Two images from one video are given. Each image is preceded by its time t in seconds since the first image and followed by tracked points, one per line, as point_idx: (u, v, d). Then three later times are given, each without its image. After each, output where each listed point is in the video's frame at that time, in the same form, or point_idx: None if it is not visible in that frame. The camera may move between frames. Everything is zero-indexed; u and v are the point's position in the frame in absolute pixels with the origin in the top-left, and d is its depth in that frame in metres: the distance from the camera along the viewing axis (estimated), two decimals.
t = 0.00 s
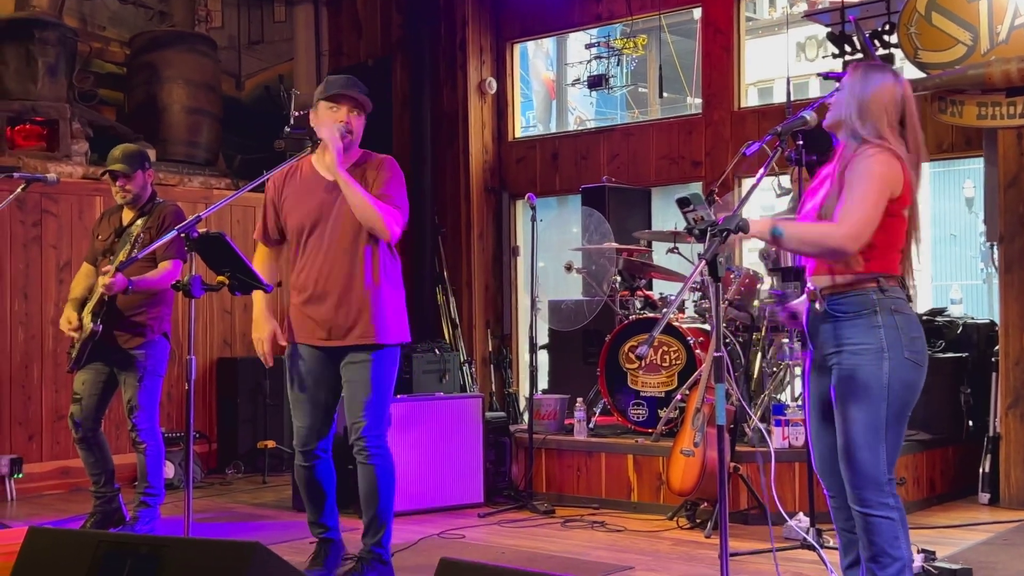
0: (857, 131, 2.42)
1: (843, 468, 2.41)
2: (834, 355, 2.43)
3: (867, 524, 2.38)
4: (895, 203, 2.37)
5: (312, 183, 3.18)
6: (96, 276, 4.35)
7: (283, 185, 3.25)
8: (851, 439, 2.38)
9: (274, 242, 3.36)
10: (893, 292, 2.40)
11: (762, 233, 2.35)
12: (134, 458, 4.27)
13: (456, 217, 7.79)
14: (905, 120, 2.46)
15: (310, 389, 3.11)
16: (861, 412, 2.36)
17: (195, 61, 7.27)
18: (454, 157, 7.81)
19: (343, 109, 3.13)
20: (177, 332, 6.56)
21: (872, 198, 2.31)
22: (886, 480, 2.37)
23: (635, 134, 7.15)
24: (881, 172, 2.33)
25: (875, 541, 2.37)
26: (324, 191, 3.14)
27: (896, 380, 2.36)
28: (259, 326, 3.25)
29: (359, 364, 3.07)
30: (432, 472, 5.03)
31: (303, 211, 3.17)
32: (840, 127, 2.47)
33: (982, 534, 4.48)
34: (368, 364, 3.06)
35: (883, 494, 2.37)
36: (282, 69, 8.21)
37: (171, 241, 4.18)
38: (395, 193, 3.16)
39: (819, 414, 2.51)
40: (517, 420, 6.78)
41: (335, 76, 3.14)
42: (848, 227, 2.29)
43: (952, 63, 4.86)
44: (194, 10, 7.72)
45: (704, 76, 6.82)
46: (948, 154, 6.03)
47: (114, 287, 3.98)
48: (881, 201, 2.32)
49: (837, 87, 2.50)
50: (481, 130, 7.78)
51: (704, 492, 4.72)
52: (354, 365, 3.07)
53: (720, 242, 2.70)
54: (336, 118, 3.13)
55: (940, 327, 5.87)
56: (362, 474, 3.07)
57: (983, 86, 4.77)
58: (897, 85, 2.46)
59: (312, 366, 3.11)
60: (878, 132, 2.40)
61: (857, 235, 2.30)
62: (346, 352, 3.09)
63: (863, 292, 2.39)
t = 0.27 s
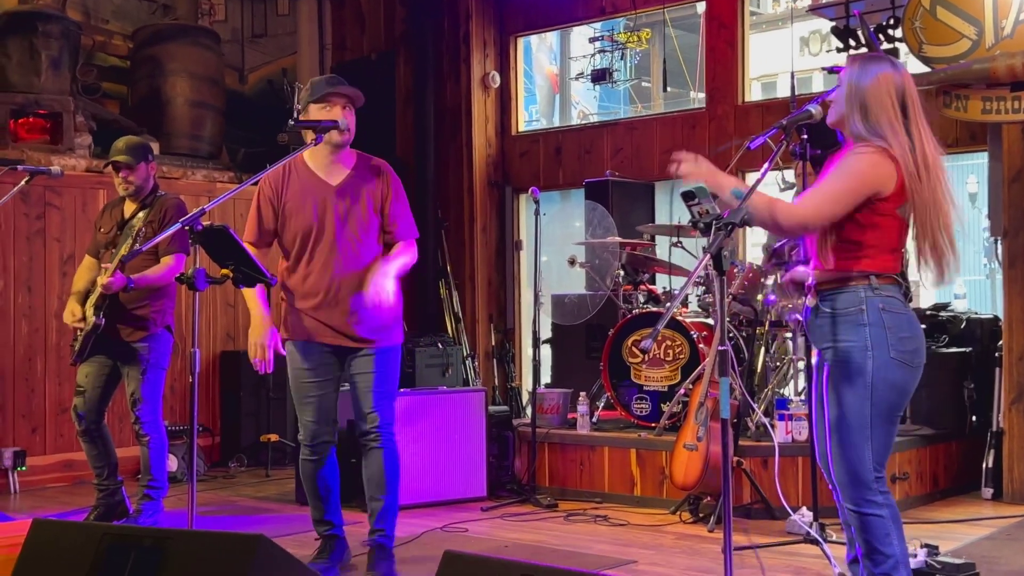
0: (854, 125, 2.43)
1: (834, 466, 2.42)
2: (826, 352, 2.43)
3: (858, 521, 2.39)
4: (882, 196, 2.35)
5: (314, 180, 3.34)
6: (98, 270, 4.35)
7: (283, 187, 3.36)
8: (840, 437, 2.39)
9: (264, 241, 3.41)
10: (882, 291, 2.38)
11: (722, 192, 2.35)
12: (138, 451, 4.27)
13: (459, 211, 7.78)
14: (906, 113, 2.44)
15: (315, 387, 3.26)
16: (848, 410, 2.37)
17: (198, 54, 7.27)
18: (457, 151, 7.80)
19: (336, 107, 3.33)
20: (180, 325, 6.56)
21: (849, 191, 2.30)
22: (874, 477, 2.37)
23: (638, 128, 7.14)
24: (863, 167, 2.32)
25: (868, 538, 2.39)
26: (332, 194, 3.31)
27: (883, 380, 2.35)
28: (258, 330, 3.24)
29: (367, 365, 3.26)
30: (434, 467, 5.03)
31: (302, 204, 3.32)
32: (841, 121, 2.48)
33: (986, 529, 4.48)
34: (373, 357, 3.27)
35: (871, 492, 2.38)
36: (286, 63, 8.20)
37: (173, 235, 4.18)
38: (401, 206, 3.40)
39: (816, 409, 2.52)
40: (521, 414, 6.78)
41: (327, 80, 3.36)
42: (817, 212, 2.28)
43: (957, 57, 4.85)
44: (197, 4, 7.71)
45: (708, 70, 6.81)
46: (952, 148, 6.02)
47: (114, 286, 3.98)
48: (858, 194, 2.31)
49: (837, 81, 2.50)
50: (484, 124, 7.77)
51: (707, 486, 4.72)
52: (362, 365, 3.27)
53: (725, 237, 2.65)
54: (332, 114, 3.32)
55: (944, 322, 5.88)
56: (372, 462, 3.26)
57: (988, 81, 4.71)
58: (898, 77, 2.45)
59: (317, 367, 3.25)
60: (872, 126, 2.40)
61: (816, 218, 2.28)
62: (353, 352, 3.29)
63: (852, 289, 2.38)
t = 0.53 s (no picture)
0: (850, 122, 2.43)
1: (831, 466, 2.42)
2: (823, 351, 2.43)
3: (856, 519, 2.39)
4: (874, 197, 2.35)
5: (322, 177, 3.38)
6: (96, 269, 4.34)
7: (290, 184, 3.37)
8: (836, 436, 2.40)
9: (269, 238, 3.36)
10: (875, 289, 2.38)
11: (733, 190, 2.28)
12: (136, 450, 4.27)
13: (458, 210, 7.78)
14: (899, 111, 2.43)
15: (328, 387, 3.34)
16: (843, 410, 2.38)
17: (197, 53, 7.27)
18: (456, 151, 7.80)
19: (334, 101, 3.38)
20: (179, 325, 6.56)
21: (842, 194, 2.31)
22: (871, 476, 2.37)
23: (637, 128, 7.15)
24: (852, 168, 2.33)
25: (866, 537, 2.39)
26: (340, 192, 3.36)
27: (878, 379, 2.35)
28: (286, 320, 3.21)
29: (376, 361, 3.35)
30: (433, 466, 5.03)
31: (312, 200, 3.35)
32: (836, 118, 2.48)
33: (984, 528, 4.48)
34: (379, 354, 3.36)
35: (869, 491, 2.37)
36: (284, 62, 8.19)
37: (171, 234, 4.17)
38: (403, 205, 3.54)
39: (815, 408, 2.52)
40: (519, 414, 6.78)
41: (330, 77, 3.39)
42: (813, 216, 2.28)
43: (955, 58, 4.86)
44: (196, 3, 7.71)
45: (707, 71, 6.81)
46: (951, 148, 6.03)
47: (111, 286, 3.99)
48: (851, 197, 2.31)
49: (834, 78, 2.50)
50: (483, 124, 7.77)
51: (706, 486, 4.72)
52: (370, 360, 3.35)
53: (724, 236, 2.65)
54: (330, 109, 3.37)
55: (942, 323, 5.90)
56: (386, 457, 3.38)
57: (985, 81, 4.72)
58: (894, 75, 2.43)
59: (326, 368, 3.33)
60: (867, 123, 2.40)
61: (810, 223, 2.28)
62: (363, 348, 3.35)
63: (846, 288, 2.38)
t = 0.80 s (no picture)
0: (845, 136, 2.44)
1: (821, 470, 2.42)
2: (816, 354, 2.43)
3: (845, 524, 2.39)
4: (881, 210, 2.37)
5: (333, 188, 3.40)
6: (88, 273, 4.33)
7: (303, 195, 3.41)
8: (829, 440, 2.39)
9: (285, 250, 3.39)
10: (873, 294, 2.40)
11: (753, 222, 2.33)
12: (129, 455, 4.27)
13: (451, 214, 7.78)
14: (890, 120, 2.45)
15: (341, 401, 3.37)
16: (838, 414, 2.37)
17: (191, 58, 7.27)
18: (449, 155, 7.80)
19: (345, 111, 3.42)
20: (172, 329, 6.56)
21: (853, 212, 2.32)
22: (862, 480, 2.37)
23: (631, 133, 7.16)
24: (863, 184, 2.33)
25: (856, 542, 2.38)
26: (353, 204, 3.37)
27: (873, 382, 2.36)
28: (280, 342, 3.23)
29: (388, 375, 3.40)
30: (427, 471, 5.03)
31: (325, 214, 3.37)
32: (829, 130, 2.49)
33: (977, 533, 4.49)
34: (394, 371, 3.41)
35: (859, 496, 2.37)
36: (278, 67, 8.20)
37: (165, 238, 4.16)
38: (418, 214, 3.52)
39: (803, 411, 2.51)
40: (513, 419, 6.79)
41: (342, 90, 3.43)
42: (828, 238, 2.30)
43: (946, 64, 4.87)
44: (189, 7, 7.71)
45: (700, 76, 6.83)
46: (943, 154, 6.04)
47: (107, 287, 3.93)
48: (863, 213, 2.32)
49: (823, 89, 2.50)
50: (476, 128, 7.78)
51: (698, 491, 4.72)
52: (382, 375, 3.40)
53: (715, 242, 2.66)
54: (341, 120, 3.41)
55: (934, 328, 5.92)
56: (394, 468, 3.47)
57: (977, 87, 4.72)
58: (882, 84, 2.45)
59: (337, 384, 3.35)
60: (861, 136, 2.41)
61: (830, 247, 2.30)
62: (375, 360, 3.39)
63: (844, 293, 2.39)
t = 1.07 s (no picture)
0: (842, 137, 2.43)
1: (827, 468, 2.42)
2: (819, 352, 2.44)
3: (853, 521, 2.40)
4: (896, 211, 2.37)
5: (360, 194, 3.48)
6: (85, 276, 4.32)
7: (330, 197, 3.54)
8: (834, 438, 2.40)
9: (319, 251, 3.56)
10: (873, 293, 2.40)
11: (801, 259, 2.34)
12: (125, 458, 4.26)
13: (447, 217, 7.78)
14: (882, 123, 2.47)
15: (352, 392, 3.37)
16: (842, 411, 2.38)
17: (187, 61, 7.27)
18: (445, 158, 7.79)
19: (374, 118, 3.49)
20: (168, 332, 6.55)
21: (878, 213, 2.31)
22: (868, 476, 2.38)
23: (626, 136, 7.16)
24: (877, 185, 2.33)
25: (860, 539, 2.39)
26: (376, 205, 3.46)
27: (874, 378, 2.36)
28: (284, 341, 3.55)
29: (401, 375, 3.42)
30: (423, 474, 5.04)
31: (351, 218, 3.47)
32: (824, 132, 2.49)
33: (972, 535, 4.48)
34: (409, 371, 3.42)
35: (865, 492, 2.39)
36: (274, 70, 8.20)
37: (160, 242, 4.15)
38: (447, 214, 3.52)
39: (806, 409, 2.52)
40: (509, 422, 6.79)
41: (365, 99, 3.51)
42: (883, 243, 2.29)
43: (942, 67, 4.88)
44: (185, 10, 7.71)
45: (696, 79, 6.84)
46: (939, 157, 6.05)
47: (104, 288, 3.93)
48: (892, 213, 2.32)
49: (816, 91, 2.50)
50: (473, 131, 7.78)
51: (695, 493, 4.72)
52: (396, 374, 3.42)
53: (712, 243, 2.70)
54: (370, 126, 3.48)
55: (930, 330, 5.92)
56: (399, 465, 3.48)
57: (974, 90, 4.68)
58: (876, 87, 2.46)
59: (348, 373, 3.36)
60: (857, 137, 2.41)
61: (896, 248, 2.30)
62: (388, 359, 3.41)
63: (843, 291, 2.40)
